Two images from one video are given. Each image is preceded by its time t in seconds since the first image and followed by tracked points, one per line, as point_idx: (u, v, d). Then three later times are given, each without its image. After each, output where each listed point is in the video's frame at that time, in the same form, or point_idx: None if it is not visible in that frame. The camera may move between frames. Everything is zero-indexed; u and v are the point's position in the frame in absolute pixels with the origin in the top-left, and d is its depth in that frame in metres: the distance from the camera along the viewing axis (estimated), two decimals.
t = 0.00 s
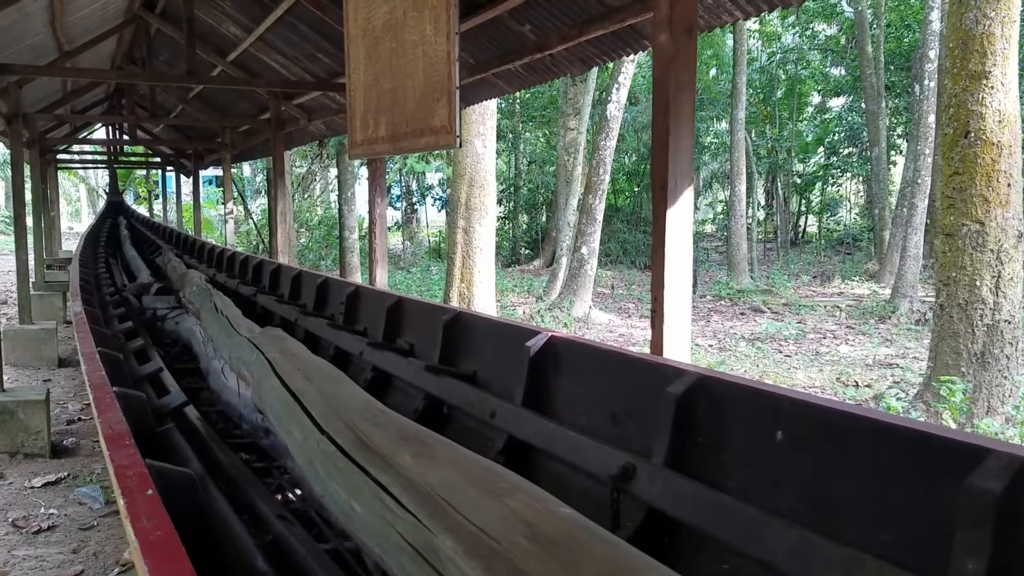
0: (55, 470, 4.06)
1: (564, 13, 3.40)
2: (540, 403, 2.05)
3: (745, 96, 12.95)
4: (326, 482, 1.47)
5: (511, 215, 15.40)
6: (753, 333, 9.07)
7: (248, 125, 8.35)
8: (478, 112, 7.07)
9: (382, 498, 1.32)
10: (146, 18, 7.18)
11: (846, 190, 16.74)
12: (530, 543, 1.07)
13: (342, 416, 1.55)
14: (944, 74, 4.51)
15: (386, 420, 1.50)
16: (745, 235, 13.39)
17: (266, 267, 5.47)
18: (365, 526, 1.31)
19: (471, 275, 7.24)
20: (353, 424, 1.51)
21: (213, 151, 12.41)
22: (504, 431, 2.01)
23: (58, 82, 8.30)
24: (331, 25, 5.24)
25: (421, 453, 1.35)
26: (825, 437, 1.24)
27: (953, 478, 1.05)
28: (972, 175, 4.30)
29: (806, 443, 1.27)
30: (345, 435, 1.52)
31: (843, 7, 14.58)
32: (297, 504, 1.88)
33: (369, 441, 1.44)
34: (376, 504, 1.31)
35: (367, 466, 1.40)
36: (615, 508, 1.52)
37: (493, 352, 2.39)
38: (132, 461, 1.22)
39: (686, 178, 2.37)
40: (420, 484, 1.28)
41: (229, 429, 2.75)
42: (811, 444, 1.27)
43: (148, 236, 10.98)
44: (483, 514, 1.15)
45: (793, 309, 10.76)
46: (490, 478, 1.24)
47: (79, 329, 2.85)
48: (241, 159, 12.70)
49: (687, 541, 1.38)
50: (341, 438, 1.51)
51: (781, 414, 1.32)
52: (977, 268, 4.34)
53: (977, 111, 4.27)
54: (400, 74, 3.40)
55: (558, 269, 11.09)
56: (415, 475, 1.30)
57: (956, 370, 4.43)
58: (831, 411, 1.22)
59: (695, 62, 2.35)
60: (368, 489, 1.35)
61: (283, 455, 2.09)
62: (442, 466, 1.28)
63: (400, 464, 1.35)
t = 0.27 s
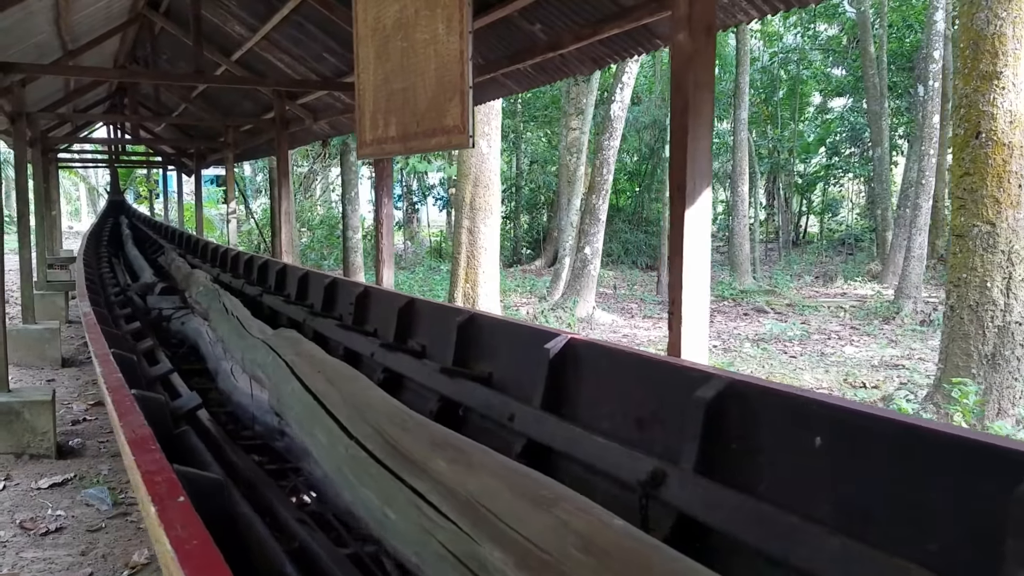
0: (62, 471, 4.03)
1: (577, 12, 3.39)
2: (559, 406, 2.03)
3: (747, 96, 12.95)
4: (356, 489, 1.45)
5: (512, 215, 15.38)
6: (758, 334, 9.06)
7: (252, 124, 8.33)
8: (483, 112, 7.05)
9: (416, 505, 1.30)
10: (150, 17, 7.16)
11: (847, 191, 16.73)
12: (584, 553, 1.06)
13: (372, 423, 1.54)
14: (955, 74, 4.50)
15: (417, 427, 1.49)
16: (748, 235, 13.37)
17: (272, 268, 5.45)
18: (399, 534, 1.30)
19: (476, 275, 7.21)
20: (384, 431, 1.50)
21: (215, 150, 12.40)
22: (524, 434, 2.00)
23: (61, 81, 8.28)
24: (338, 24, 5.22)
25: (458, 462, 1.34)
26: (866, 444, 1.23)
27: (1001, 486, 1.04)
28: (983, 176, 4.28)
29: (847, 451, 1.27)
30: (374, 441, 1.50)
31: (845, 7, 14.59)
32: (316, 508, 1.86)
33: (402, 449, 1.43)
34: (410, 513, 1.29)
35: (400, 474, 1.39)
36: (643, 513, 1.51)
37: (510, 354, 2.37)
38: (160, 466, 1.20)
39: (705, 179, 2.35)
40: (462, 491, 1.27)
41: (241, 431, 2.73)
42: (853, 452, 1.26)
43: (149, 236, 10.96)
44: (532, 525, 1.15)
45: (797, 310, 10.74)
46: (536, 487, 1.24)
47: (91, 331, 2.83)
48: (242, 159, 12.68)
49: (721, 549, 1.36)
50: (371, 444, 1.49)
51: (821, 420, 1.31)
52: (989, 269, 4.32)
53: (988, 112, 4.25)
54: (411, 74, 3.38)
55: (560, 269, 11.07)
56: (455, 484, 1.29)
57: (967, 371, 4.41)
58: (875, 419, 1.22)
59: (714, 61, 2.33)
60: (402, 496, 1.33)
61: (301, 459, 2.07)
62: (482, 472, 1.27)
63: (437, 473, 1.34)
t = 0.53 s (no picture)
0: (62, 472, 3.99)
1: (585, 10, 3.37)
2: (577, 408, 2.00)
3: (744, 96, 12.94)
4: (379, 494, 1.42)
5: (509, 214, 15.35)
6: (757, 334, 9.06)
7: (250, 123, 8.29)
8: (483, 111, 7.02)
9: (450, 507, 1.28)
10: (148, 14, 7.12)
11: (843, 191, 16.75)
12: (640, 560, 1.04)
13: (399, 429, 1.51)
14: (961, 73, 4.49)
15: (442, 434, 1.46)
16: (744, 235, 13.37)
17: (273, 268, 5.41)
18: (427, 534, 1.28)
19: (476, 275, 7.18)
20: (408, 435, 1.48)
21: (212, 149, 12.35)
22: (541, 436, 1.97)
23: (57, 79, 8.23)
24: (341, 21, 5.20)
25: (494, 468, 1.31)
26: (904, 447, 1.21)
27: None
28: (989, 176, 4.27)
29: (887, 455, 1.23)
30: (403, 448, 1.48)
31: (841, 8, 14.63)
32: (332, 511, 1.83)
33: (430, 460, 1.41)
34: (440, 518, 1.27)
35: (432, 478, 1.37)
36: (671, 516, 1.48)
37: (522, 354, 2.34)
38: (186, 468, 1.18)
39: (721, 177, 2.33)
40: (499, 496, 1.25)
41: (248, 432, 2.70)
42: (892, 455, 1.23)
43: (145, 235, 10.91)
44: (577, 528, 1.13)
45: (795, 310, 10.75)
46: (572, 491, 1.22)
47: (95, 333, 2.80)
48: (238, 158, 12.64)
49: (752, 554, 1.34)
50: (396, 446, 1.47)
51: (859, 423, 1.27)
52: (994, 269, 4.31)
53: (994, 111, 4.24)
54: (418, 72, 3.35)
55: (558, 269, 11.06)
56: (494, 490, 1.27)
57: (972, 372, 4.40)
58: (915, 422, 1.19)
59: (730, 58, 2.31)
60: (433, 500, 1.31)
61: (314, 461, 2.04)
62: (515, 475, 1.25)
63: (474, 477, 1.32)
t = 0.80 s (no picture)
0: (54, 476, 3.94)
1: (584, 10, 3.36)
2: (587, 411, 1.98)
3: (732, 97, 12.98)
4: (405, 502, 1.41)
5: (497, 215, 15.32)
6: (747, 334, 9.09)
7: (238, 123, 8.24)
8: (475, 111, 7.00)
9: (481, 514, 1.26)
10: (136, 13, 7.05)
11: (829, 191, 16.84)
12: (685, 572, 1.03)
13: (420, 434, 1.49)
14: (956, 74, 4.51)
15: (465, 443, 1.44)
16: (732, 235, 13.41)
17: (265, 269, 5.37)
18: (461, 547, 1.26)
19: (468, 276, 7.15)
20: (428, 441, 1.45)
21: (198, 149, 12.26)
22: (552, 440, 1.95)
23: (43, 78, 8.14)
24: (334, 21, 5.17)
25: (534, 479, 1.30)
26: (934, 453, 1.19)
27: None
28: (984, 177, 4.29)
29: (920, 461, 1.22)
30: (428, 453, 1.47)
31: (827, 9, 14.70)
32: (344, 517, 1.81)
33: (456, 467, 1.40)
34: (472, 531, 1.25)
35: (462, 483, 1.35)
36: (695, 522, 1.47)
37: (528, 357, 2.32)
38: (207, 477, 1.16)
39: (728, 178, 2.31)
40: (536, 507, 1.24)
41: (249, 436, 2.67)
42: (925, 461, 1.21)
43: (132, 236, 10.81)
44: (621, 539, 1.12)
45: (784, 310, 10.79)
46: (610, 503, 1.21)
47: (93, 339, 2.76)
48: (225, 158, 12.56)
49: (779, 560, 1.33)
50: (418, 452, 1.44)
51: (887, 429, 1.25)
52: (989, 270, 4.32)
53: (989, 112, 4.26)
54: (417, 72, 3.33)
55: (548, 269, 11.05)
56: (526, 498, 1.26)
57: (967, 372, 4.42)
58: (945, 428, 1.17)
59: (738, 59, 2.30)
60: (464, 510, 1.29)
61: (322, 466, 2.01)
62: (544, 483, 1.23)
63: (508, 486, 1.31)
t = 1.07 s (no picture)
0: (44, 480, 3.89)
1: (584, 9, 3.34)
2: (597, 415, 1.96)
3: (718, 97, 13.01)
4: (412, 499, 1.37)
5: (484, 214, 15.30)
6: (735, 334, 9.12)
7: (226, 121, 8.17)
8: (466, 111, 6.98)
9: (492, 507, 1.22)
10: (123, 10, 6.97)
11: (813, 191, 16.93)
12: (712, 570, 1.00)
13: (437, 437, 1.47)
14: (949, 75, 4.52)
15: (479, 445, 1.41)
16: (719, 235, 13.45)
17: (256, 269, 5.33)
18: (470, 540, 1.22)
19: (459, 276, 7.12)
20: (446, 444, 1.43)
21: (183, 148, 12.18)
22: (563, 443, 1.93)
23: (27, 75, 8.04)
24: (327, 19, 5.13)
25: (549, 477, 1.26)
26: (971, 459, 1.18)
27: None
28: (978, 178, 4.31)
29: (952, 469, 1.21)
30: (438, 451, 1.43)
31: (811, 10, 14.78)
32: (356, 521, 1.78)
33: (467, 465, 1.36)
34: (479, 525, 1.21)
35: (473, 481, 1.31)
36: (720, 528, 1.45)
37: (534, 359, 2.30)
38: (230, 487, 1.13)
39: (736, 178, 2.30)
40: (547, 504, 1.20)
41: (249, 439, 2.64)
42: (959, 468, 1.20)
43: (116, 235, 10.71)
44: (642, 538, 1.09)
45: (771, 309, 10.82)
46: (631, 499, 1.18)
47: (87, 341, 2.71)
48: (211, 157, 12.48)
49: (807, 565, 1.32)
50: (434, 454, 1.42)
51: (923, 434, 1.24)
52: (982, 270, 4.34)
53: (983, 113, 4.28)
54: (416, 71, 3.30)
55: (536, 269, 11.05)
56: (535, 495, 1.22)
57: (961, 371, 4.43)
58: (981, 434, 1.16)
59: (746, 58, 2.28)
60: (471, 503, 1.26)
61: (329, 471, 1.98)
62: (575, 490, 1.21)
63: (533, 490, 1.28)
